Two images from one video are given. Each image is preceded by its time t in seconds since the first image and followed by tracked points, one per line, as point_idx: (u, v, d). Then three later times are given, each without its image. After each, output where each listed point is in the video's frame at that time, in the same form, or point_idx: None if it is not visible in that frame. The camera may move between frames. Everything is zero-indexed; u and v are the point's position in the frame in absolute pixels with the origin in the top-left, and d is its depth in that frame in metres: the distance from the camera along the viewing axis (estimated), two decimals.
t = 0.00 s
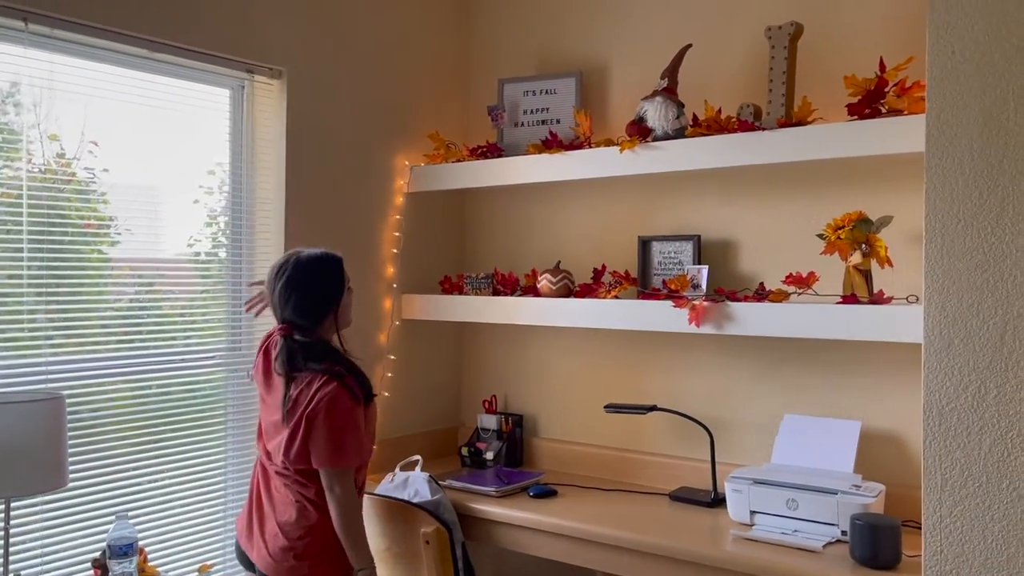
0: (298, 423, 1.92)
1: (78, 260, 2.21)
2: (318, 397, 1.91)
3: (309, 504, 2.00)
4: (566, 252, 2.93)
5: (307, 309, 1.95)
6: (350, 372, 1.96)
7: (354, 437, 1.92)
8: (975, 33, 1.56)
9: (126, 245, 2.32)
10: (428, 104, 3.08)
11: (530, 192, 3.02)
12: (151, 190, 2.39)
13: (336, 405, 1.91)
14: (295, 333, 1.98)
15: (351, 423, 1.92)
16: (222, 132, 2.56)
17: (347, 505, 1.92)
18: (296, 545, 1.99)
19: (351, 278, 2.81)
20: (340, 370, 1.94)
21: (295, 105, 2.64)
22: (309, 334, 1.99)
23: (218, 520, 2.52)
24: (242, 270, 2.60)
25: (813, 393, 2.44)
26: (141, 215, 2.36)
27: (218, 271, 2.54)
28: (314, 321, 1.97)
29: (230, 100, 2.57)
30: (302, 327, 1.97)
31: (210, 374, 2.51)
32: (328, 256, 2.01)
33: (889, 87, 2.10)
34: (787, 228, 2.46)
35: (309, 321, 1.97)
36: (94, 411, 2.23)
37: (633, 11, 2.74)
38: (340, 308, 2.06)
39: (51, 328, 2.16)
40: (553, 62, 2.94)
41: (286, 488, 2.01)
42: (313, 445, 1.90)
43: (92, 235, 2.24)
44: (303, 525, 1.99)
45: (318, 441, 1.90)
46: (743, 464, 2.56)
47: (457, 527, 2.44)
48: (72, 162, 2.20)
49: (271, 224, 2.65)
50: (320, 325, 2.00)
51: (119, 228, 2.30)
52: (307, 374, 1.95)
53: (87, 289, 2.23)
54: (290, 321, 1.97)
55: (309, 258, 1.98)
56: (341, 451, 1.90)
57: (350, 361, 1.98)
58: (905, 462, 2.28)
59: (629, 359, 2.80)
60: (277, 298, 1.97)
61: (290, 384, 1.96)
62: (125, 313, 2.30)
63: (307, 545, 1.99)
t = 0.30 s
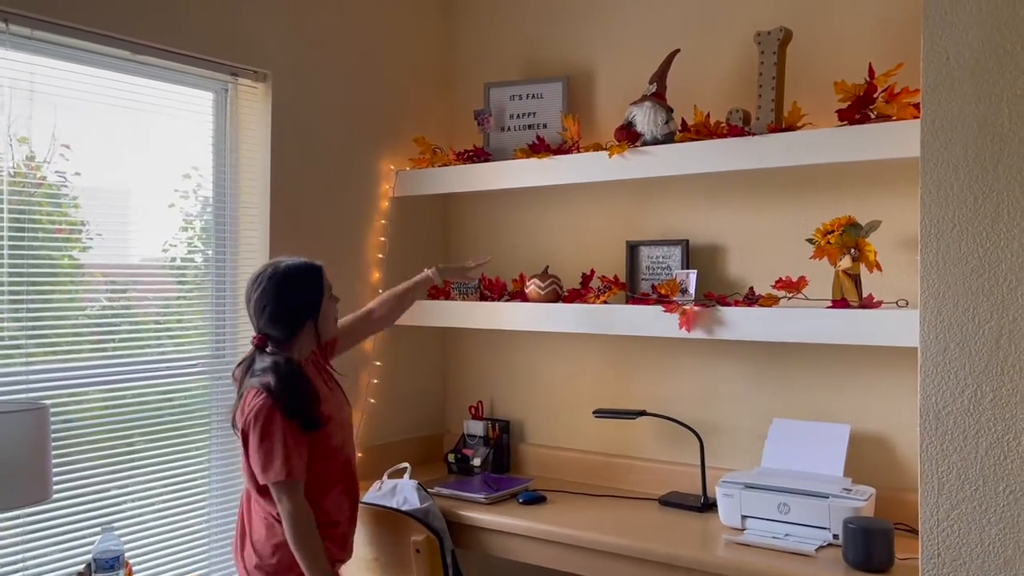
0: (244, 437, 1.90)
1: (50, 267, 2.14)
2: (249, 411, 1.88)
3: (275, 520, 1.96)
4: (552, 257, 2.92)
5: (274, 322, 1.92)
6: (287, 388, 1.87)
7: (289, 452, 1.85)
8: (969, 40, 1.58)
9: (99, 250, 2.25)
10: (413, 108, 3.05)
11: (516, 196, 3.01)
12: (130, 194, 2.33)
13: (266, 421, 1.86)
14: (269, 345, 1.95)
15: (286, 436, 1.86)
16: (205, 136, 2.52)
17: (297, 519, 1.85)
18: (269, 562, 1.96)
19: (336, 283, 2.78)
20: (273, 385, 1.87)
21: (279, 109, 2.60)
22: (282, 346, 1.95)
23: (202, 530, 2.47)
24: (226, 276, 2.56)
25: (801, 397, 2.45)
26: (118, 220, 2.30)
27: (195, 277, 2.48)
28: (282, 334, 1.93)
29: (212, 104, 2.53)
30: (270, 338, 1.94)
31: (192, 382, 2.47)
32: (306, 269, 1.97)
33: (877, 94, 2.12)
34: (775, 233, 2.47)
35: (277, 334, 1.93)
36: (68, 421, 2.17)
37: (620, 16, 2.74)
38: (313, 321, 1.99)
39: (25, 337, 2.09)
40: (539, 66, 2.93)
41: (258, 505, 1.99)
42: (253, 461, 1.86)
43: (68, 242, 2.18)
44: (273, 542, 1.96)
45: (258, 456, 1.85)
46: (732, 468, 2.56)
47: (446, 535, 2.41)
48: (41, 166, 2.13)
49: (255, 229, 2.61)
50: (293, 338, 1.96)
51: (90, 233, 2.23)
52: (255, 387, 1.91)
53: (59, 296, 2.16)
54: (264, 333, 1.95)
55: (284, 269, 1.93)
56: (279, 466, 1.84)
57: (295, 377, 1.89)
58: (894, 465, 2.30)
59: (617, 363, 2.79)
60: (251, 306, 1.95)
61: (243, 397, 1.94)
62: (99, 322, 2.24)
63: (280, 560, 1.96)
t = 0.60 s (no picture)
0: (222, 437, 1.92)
1: (22, 267, 2.09)
2: (224, 412, 1.89)
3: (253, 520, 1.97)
4: (538, 258, 2.91)
5: (258, 318, 1.90)
6: (262, 380, 1.81)
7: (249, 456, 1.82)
8: (960, 39, 1.60)
9: (71, 250, 2.20)
10: (397, 107, 3.03)
11: (501, 196, 2.99)
12: (106, 193, 2.29)
13: (234, 423, 1.85)
14: (259, 346, 1.92)
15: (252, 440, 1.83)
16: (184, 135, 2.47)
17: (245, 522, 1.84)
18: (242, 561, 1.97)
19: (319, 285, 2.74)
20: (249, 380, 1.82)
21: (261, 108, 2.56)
22: (270, 345, 1.91)
23: (181, 536, 2.42)
24: (207, 278, 2.52)
25: (788, 398, 2.45)
26: (93, 219, 2.25)
27: (171, 278, 2.43)
28: (267, 330, 1.90)
29: (193, 102, 2.49)
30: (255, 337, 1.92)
31: (172, 385, 2.42)
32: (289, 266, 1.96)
33: (865, 96, 2.13)
34: (761, 234, 2.47)
35: (262, 331, 1.90)
36: (40, 424, 2.11)
37: (607, 17, 2.73)
38: (297, 318, 1.96)
39: None
40: (525, 66, 2.92)
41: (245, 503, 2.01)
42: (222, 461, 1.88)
43: (40, 242, 2.13)
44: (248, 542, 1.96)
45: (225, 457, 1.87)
46: (719, 469, 2.56)
47: (433, 539, 2.39)
48: (12, 165, 2.08)
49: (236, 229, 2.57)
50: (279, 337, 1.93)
51: (63, 233, 2.18)
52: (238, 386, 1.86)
53: (32, 297, 2.11)
54: (252, 334, 1.92)
55: (265, 267, 1.94)
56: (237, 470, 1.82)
57: (273, 371, 1.84)
58: (880, 465, 2.31)
59: (603, 364, 2.78)
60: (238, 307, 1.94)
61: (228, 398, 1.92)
62: (73, 323, 2.19)
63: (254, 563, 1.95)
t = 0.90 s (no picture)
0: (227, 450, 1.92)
1: None
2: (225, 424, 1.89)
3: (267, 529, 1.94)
4: (519, 260, 2.89)
5: (255, 325, 1.86)
6: (259, 393, 1.79)
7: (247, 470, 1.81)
8: (941, 46, 1.68)
9: (43, 250, 2.15)
10: (377, 108, 3.00)
11: (482, 198, 2.97)
12: (80, 193, 2.24)
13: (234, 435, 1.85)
14: (259, 354, 1.88)
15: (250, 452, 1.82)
16: (160, 135, 2.43)
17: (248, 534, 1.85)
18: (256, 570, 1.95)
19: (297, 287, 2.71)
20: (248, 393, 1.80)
21: (240, 108, 2.53)
22: (270, 352, 1.87)
23: (157, 542, 2.38)
24: (184, 280, 2.47)
25: (770, 400, 2.45)
26: (66, 219, 2.21)
27: (146, 280, 2.38)
28: (266, 338, 1.86)
29: (170, 102, 2.45)
30: (254, 345, 1.88)
31: (148, 389, 2.38)
32: (286, 270, 1.91)
33: (846, 98, 2.13)
34: (743, 236, 2.47)
35: (259, 339, 1.87)
36: (10, 429, 2.07)
37: (589, 19, 2.73)
38: (298, 324, 1.90)
39: None
40: (506, 67, 2.90)
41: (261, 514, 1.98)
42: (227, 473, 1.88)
43: (10, 243, 2.08)
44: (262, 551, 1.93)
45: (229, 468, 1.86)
46: (701, 472, 2.56)
47: (413, 545, 2.35)
48: None
49: (215, 230, 2.53)
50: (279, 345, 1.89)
51: (35, 234, 2.14)
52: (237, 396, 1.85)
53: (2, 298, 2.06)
54: (252, 342, 1.89)
55: (262, 272, 1.89)
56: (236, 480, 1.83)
57: (269, 382, 1.81)
58: (861, 468, 2.32)
59: (584, 367, 2.77)
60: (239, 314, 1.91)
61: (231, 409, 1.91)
62: (45, 326, 2.14)
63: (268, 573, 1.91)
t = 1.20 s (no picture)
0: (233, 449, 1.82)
1: None
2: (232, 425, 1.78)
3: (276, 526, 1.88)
4: (499, 261, 2.87)
5: (281, 322, 1.77)
6: (268, 392, 1.70)
7: (257, 475, 1.71)
8: (919, 47, 1.69)
9: (18, 249, 2.11)
10: (356, 107, 2.98)
11: (462, 199, 2.96)
12: (55, 192, 2.21)
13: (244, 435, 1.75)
14: (283, 350, 1.79)
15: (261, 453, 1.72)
16: (135, 132, 2.40)
17: (280, 535, 1.75)
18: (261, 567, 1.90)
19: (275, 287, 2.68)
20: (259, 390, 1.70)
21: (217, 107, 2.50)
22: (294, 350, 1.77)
23: (131, 545, 2.35)
24: (159, 280, 2.44)
25: (749, 402, 2.45)
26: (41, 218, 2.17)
27: (123, 280, 2.35)
28: (292, 336, 1.77)
29: (145, 99, 2.42)
30: (277, 342, 1.78)
31: (122, 391, 2.34)
32: (314, 266, 1.82)
33: (825, 100, 2.14)
34: (722, 238, 2.47)
35: (283, 336, 1.77)
36: None
37: (570, 20, 2.72)
38: (325, 321, 1.82)
39: None
40: (486, 67, 2.89)
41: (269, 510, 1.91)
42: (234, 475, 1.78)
43: None
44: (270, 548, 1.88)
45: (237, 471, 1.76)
46: (680, 474, 2.55)
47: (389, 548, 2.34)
48: None
49: (191, 230, 2.49)
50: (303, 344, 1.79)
51: (11, 234, 2.10)
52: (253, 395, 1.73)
53: None
54: (275, 339, 1.79)
55: (291, 267, 1.80)
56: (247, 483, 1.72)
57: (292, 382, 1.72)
58: (840, 469, 2.32)
59: (564, 368, 2.76)
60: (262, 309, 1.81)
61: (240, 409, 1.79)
62: (19, 326, 2.10)
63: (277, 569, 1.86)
